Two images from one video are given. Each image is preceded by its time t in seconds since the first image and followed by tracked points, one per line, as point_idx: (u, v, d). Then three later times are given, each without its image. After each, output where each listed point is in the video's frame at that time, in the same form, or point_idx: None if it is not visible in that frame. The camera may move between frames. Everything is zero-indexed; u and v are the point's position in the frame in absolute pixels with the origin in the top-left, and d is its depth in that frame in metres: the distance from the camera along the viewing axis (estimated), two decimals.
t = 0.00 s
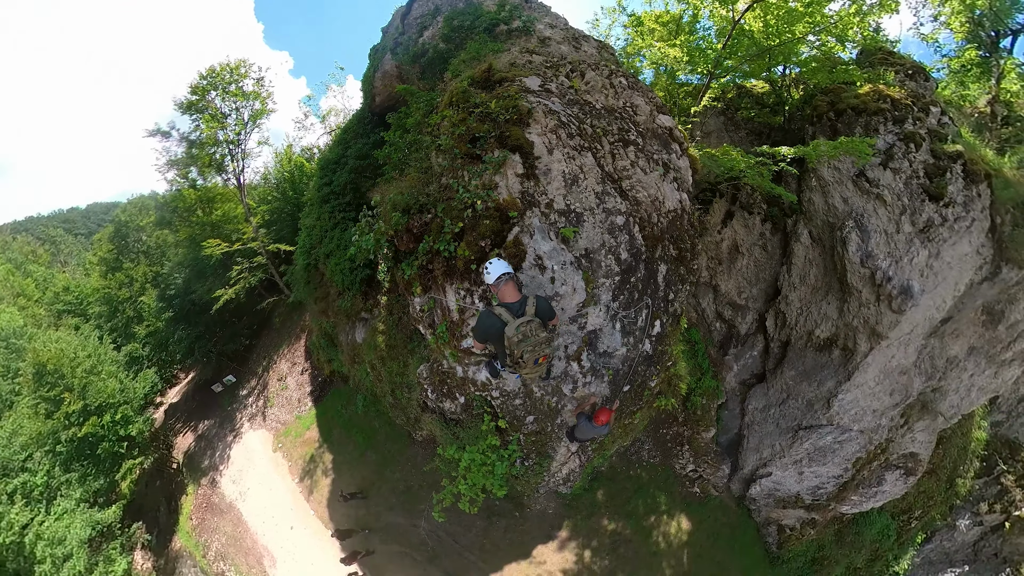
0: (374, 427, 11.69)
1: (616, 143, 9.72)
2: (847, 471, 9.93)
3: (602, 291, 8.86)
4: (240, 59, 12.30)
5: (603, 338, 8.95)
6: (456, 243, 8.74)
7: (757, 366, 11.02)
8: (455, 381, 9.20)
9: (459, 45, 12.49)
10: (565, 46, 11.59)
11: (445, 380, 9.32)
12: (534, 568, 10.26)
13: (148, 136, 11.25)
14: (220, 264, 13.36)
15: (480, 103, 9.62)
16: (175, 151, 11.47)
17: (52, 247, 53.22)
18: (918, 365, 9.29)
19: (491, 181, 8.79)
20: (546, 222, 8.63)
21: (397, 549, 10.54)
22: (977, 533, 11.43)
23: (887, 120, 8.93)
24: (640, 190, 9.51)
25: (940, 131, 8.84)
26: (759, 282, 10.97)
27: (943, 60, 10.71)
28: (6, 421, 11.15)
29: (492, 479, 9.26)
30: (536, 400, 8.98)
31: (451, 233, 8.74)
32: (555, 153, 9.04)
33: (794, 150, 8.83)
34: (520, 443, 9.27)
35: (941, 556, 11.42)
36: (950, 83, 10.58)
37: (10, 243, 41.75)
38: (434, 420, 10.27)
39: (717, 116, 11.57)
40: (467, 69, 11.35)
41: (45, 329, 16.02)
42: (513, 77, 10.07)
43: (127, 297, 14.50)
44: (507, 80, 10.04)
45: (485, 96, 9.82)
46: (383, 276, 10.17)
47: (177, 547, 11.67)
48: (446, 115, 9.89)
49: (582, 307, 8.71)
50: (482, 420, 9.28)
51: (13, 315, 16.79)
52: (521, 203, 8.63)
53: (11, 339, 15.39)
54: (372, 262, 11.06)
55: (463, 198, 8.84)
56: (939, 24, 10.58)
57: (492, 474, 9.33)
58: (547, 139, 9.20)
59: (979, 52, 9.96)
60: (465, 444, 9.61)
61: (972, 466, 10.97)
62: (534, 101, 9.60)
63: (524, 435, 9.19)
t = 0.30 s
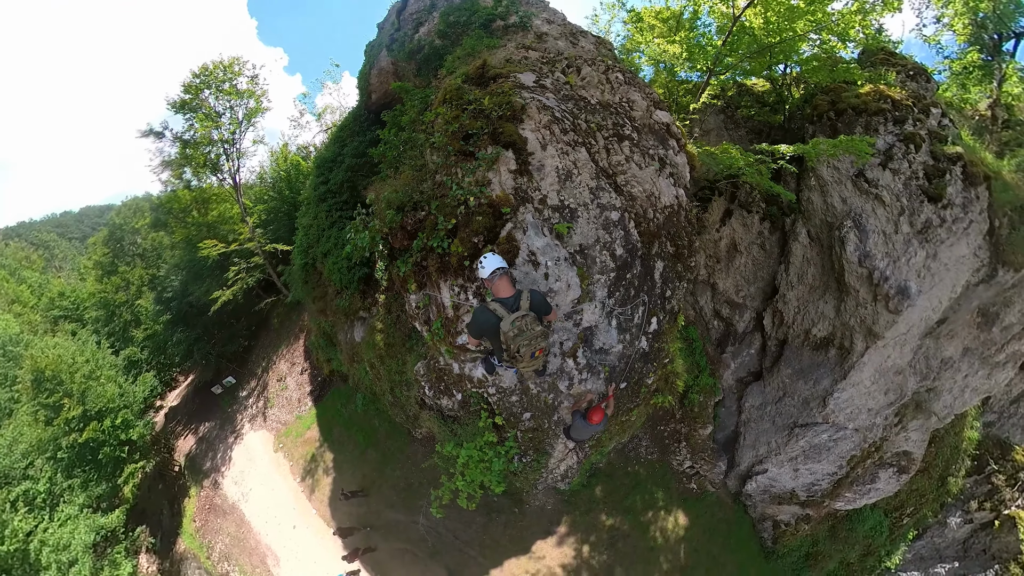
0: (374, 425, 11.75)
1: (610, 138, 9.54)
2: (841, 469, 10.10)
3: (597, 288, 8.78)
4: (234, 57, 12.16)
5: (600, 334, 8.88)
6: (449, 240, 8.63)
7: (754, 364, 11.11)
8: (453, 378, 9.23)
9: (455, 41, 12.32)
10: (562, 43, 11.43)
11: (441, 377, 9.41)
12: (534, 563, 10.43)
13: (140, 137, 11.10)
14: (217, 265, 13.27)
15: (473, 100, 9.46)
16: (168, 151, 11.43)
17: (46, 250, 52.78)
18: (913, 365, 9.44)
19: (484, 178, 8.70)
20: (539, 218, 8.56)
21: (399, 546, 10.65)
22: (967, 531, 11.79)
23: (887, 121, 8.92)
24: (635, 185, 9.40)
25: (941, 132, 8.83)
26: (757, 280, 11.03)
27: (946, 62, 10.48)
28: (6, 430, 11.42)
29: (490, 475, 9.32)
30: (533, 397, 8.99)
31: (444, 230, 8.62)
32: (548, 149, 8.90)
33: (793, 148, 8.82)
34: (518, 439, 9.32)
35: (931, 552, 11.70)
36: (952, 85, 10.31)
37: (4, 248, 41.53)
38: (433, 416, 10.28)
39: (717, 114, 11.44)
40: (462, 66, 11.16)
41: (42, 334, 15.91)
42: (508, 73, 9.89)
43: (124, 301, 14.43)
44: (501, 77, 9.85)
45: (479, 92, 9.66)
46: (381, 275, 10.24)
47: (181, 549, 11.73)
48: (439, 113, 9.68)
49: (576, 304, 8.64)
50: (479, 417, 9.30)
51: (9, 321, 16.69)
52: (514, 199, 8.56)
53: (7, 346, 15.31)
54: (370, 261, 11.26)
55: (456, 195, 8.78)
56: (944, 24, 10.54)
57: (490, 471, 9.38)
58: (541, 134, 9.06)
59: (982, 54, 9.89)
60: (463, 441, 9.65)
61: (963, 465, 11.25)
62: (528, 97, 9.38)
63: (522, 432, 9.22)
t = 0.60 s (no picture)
0: (374, 423, 11.81)
1: (603, 132, 9.45)
2: (836, 466, 10.29)
3: (591, 283, 8.68)
4: (227, 55, 12.01)
5: (595, 331, 8.86)
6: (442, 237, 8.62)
7: (751, 361, 11.25)
8: (449, 375, 9.30)
9: (449, 38, 12.21)
10: (558, 38, 11.38)
11: (438, 373, 9.48)
12: (533, 558, 10.59)
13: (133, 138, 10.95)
14: (213, 267, 13.19)
15: (465, 98, 9.34)
16: (163, 152, 11.35)
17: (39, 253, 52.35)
18: (908, 364, 9.58)
19: (475, 175, 8.61)
20: (531, 214, 8.45)
21: (400, 544, 10.78)
22: (958, 527, 11.92)
23: (886, 121, 8.91)
24: (629, 179, 9.25)
25: (940, 133, 8.86)
26: (755, 278, 11.09)
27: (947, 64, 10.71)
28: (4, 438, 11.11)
29: (486, 471, 9.44)
30: (528, 394, 8.98)
31: (437, 227, 8.65)
32: (540, 144, 8.78)
33: (792, 145, 8.79)
34: (514, 436, 9.37)
35: (922, 547, 11.91)
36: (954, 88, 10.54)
37: None
38: (430, 412, 10.38)
39: (717, 112, 11.40)
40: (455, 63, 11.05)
41: (38, 339, 15.82)
42: (501, 71, 9.69)
43: (120, 305, 14.38)
44: (495, 74, 9.65)
45: (472, 90, 9.49)
46: (377, 272, 10.25)
47: (185, 551, 11.87)
48: (432, 112, 9.55)
49: (569, 301, 8.62)
50: (476, 413, 9.37)
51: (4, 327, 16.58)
52: (506, 195, 8.41)
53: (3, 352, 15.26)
54: (368, 261, 11.13)
55: (449, 192, 8.72)
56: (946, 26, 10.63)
57: (486, 466, 9.50)
58: (533, 130, 8.91)
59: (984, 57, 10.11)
60: (459, 437, 9.74)
61: (955, 464, 11.39)
62: (519, 93, 9.26)
63: (518, 428, 9.27)
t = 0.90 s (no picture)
0: (374, 424, 11.80)
1: (607, 131, 9.35)
2: (830, 465, 10.52)
3: (592, 286, 8.65)
4: (221, 50, 11.73)
5: (594, 333, 8.79)
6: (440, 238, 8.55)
7: (748, 362, 11.40)
8: (450, 376, 9.26)
9: (449, 32, 12.22)
10: (561, 33, 11.07)
11: (438, 375, 9.46)
12: (534, 555, 10.79)
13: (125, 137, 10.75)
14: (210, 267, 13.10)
15: (465, 91, 9.21)
16: (156, 152, 11.23)
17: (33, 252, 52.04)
18: (903, 368, 9.82)
19: (475, 173, 8.53)
20: (532, 214, 8.41)
21: (402, 542, 10.92)
22: (947, 526, 11.98)
23: (890, 125, 9.05)
24: (633, 180, 9.20)
25: (942, 139, 9.01)
26: (754, 280, 11.26)
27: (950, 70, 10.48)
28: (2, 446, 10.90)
29: (488, 470, 9.55)
30: (528, 394, 9.03)
31: (435, 228, 8.50)
32: (542, 142, 8.74)
33: (795, 147, 8.84)
34: (515, 435, 9.37)
35: (912, 545, 11.95)
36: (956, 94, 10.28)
37: None
38: (430, 413, 10.44)
39: (718, 112, 11.20)
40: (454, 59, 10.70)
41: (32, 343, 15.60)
42: (502, 65, 9.72)
43: (117, 309, 14.00)
44: (496, 68, 9.70)
45: (471, 84, 9.41)
46: (377, 273, 10.25)
47: (189, 553, 11.99)
48: (430, 106, 9.36)
49: (570, 303, 8.57)
50: (476, 414, 9.43)
51: None
52: (506, 194, 8.36)
53: None
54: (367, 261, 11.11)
55: (448, 192, 8.56)
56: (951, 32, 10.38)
57: (487, 466, 9.60)
58: (535, 127, 8.87)
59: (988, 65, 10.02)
60: (461, 437, 9.80)
61: (946, 464, 11.54)
62: (521, 89, 9.20)
63: (518, 428, 9.27)
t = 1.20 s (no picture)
0: (379, 423, 11.99)
1: (629, 140, 9.91)
2: (824, 458, 10.86)
3: (609, 285, 9.16)
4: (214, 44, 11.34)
5: (608, 328, 9.31)
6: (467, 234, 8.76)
7: (746, 358, 11.77)
8: (463, 376, 9.47)
9: (460, 26, 11.97)
10: (574, 33, 11.28)
11: (452, 375, 9.62)
12: (540, 549, 11.04)
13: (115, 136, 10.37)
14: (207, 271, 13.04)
15: (490, 88, 9.47)
16: (148, 151, 10.87)
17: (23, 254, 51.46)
18: (894, 365, 10.19)
19: (503, 171, 8.84)
20: (558, 216, 8.77)
21: (410, 540, 11.08)
22: (936, 519, 12.60)
23: (887, 132, 9.41)
24: (650, 189, 9.83)
25: (937, 148, 9.34)
26: (751, 279, 11.71)
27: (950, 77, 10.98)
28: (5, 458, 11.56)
29: (501, 468, 9.78)
30: (542, 390, 9.35)
31: (463, 226, 8.72)
32: (569, 146, 9.18)
33: (795, 155, 9.35)
34: (526, 432, 9.72)
35: (904, 537, 12.53)
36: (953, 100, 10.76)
37: None
38: (440, 414, 10.57)
39: (720, 114, 11.51)
40: (473, 52, 10.63)
41: (29, 352, 15.33)
42: (524, 63, 9.98)
43: (112, 313, 13.57)
44: (517, 65, 9.94)
45: (495, 79, 9.68)
46: (378, 271, 10.69)
47: (195, 559, 11.88)
48: (453, 99, 9.60)
49: (587, 301, 8.95)
50: (490, 413, 9.62)
51: None
52: (535, 195, 8.74)
53: None
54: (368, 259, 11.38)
55: (472, 189, 8.84)
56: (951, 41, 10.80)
57: (501, 464, 9.82)
58: (561, 130, 9.28)
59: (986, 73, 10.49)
60: (474, 437, 9.87)
61: (937, 459, 12.00)
62: (547, 90, 9.59)
63: (530, 425, 9.63)
